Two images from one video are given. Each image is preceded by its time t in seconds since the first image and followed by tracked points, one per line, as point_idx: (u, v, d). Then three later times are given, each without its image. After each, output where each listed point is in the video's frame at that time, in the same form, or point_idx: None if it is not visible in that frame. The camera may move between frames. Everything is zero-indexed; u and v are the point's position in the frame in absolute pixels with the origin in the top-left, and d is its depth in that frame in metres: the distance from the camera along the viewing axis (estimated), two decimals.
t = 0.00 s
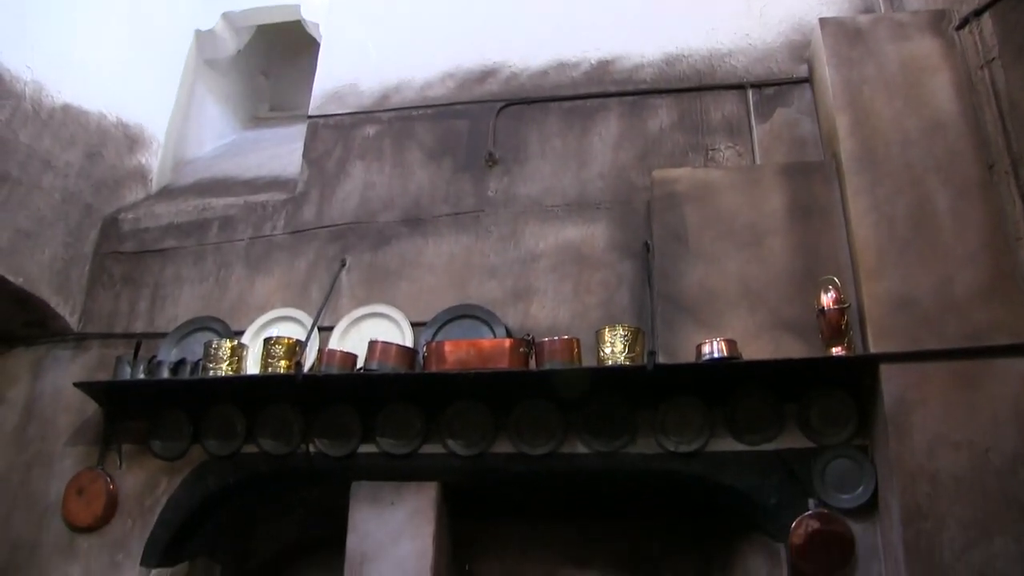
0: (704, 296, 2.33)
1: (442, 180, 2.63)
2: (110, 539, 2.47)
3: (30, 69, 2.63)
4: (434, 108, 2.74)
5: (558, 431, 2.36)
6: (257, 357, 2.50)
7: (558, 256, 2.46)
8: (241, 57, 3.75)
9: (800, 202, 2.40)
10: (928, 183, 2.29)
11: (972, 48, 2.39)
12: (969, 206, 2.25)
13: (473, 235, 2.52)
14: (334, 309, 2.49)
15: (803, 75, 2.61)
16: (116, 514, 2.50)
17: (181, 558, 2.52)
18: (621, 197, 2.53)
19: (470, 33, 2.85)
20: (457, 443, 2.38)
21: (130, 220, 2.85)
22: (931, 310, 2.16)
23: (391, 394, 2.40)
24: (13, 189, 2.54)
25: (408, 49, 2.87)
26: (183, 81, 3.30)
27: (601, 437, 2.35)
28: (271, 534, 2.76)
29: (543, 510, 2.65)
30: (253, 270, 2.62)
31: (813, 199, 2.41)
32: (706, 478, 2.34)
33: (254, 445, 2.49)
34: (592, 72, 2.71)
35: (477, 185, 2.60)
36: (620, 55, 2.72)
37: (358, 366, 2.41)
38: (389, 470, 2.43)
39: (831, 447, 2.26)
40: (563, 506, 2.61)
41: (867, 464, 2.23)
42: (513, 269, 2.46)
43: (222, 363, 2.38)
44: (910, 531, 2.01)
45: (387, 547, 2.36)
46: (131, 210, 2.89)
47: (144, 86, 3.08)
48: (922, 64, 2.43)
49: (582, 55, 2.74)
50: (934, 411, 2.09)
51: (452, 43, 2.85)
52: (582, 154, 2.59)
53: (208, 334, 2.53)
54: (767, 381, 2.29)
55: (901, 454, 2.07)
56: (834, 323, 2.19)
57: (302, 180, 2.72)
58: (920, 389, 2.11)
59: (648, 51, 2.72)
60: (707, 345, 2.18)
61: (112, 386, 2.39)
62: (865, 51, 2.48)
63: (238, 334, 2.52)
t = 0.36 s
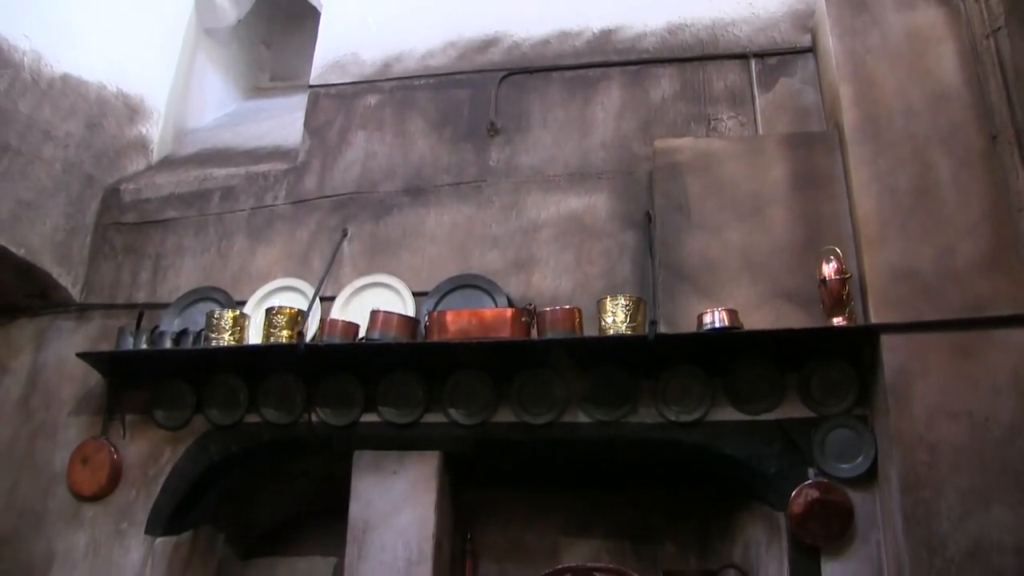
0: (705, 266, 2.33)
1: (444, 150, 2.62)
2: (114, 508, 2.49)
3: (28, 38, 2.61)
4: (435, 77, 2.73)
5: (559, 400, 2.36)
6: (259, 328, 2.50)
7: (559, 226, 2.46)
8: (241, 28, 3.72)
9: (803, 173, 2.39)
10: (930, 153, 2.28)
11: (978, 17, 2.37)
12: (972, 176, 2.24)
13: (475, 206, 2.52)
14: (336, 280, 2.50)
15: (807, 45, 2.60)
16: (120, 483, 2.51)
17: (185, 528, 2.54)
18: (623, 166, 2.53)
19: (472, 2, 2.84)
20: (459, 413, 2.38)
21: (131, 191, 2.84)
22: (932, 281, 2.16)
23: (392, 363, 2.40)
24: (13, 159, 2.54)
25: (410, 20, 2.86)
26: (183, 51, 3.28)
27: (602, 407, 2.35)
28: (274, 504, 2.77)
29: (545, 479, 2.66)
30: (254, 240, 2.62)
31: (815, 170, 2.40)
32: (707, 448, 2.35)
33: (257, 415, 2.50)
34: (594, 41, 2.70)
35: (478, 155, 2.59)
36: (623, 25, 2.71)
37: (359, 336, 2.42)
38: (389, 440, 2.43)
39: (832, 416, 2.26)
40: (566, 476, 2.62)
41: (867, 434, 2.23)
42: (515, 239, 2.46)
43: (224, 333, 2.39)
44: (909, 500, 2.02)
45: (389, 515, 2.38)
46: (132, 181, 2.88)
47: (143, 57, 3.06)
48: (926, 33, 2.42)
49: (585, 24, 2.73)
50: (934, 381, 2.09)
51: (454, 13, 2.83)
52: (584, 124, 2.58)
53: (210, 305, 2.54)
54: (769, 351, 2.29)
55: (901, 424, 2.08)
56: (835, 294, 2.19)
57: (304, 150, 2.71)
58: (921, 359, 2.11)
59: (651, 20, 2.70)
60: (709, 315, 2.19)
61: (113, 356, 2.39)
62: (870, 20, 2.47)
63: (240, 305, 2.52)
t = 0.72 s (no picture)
0: (707, 235, 2.33)
1: (445, 120, 2.62)
2: (120, 477, 2.51)
3: (25, 8, 2.60)
4: (437, 47, 2.72)
5: (561, 368, 2.37)
6: (261, 299, 2.51)
7: (561, 195, 2.46)
8: None
9: (806, 142, 2.39)
10: (934, 122, 2.27)
11: None
12: (975, 145, 2.23)
13: (476, 175, 2.52)
14: (338, 250, 2.50)
15: (811, 14, 2.58)
16: (125, 453, 2.53)
17: (190, 497, 2.55)
18: (625, 136, 2.53)
19: None
20: (461, 381, 2.40)
21: (132, 162, 2.84)
22: (934, 250, 2.16)
23: (394, 332, 2.40)
24: (13, 130, 2.54)
25: None
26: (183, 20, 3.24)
27: (604, 375, 2.36)
28: (279, 473, 2.80)
29: (548, 448, 2.68)
30: (256, 211, 2.62)
31: (818, 140, 2.40)
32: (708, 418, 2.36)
33: (259, 385, 2.50)
34: (597, 10, 2.68)
35: (480, 125, 2.59)
36: None
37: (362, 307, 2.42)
38: (392, 409, 2.44)
39: (833, 385, 2.27)
40: (568, 445, 2.64)
41: (868, 403, 2.24)
42: (516, 209, 2.46)
43: (227, 304, 2.39)
44: (908, 468, 2.03)
45: (392, 484, 2.39)
46: (133, 153, 2.88)
47: (143, 27, 3.04)
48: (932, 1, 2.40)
49: None
50: (935, 349, 2.10)
51: None
52: (586, 94, 2.58)
53: (213, 276, 2.54)
54: (770, 320, 2.29)
55: (901, 393, 2.08)
56: (836, 263, 2.19)
57: (304, 120, 2.71)
58: (922, 327, 2.12)
59: None
60: (711, 285, 2.19)
61: (116, 326, 2.41)
62: None
63: (243, 276, 2.53)
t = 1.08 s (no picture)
0: (708, 205, 2.33)
1: (446, 90, 2.61)
2: (124, 448, 2.53)
3: None
4: (437, 16, 2.70)
5: (562, 338, 2.38)
6: (262, 270, 2.51)
7: (562, 165, 2.46)
8: None
9: (808, 111, 2.38)
10: (937, 92, 2.26)
11: None
12: (978, 115, 2.22)
13: (477, 145, 2.51)
14: (339, 221, 2.50)
15: None
16: (129, 424, 2.54)
17: (193, 467, 2.56)
18: (626, 106, 2.52)
19: None
20: (462, 351, 2.41)
21: (131, 133, 2.83)
22: (935, 220, 2.16)
23: (395, 303, 2.41)
24: (11, 101, 2.53)
25: None
26: None
27: (604, 345, 2.37)
28: (282, 443, 2.82)
29: (549, 418, 2.69)
30: (257, 181, 2.62)
31: (820, 109, 2.39)
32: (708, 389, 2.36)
33: (261, 355, 2.51)
34: None
35: (481, 96, 2.58)
36: None
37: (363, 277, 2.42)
38: (393, 380, 2.45)
39: (833, 355, 2.27)
40: (569, 415, 2.65)
41: (868, 372, 2.25)
42: (517, 179, 2.46)
43: (228, 275, 2.40)
44: (907, 438, 2.04)
45: (393, 454, 2.41)
46: (132, 124, 2.87)
47: None
48: None
49: None
50: (935, 319, 2.10)
51: None
52: (587, 63, 2.57)
53: (214, 247, 2.54)
54: (771, 290, 2.29)
55: (901, 363, 2.09)
56: (837, 234, 2.19)
57: (305, 91, 2.70)
58: (922, 297, 2.12)
59: None
60: (712, 255, 2.19)
61: (118, 297, 2.41)
62: None
63: (244, 247, 2.53)
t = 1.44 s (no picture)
0: (709, 173, 2.33)
1: (446, 59, 2.59)
2: (129, 420, 2.54)
3: None
4: None
5: (564, 307, 2.38)
6: (264, 241, 2.51)
7: (563, 134, 2.46)
8: None
9: (810, 79, 2.36)
10: (941, 58, 2.25)
11: None
12: (982, 81, 2.21)
13: (478, 114, 2.50)
14: (340, 192, 2.50)
15: None
16: (134, 395, 2.56)
17: (198, 438, 2.57)
18: (627, 74, 2.51)
19: None
20: (465, 321, 2.41)
21: (131, 106, 2.82)
22: (938, 188, 2.15)
23: (397, 273, 2.41)
24: (9, 73, 2.52)
25: None
26: None
27: (607, 314, 2.37)
28: (286, 412, 2.85)
29: (550, 387, 2.70)
30: (258, 152, 2.61)
31: (822, 76, 2.37)
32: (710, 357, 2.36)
33: (264, 327, 2.52)
34: None
35: (481, 65, 2.56)
36: None
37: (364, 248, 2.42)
38: (396, 349, 2.46)
39: (836, 323, 2.27)
40: (571, 384, 2.66)
41: (870, 340, 2.25)
42: (518, 148, 2.45)
43: (230, 247, 2.40)
44: (908, 405, 2.05)
45: (397, 423, 2.42)
46: (132, 96, 2.86)
47: None
48: None
49: None
50: (937, 287, 2.10)
51: None
52: (588, 31, 2.55)
53: (215, 218, 2.55)
54: (773, 258, 2.29)
55: (902, 330, 2.09)
56: (840, 202, 2.19)
57: (304, 61, 2.69)
58: (925, 265, 2.12)
59: None
60: (713, 223, 2.19)
61: (120, 269, 2.41)
62: None
63: (245, 219, 2.53)
